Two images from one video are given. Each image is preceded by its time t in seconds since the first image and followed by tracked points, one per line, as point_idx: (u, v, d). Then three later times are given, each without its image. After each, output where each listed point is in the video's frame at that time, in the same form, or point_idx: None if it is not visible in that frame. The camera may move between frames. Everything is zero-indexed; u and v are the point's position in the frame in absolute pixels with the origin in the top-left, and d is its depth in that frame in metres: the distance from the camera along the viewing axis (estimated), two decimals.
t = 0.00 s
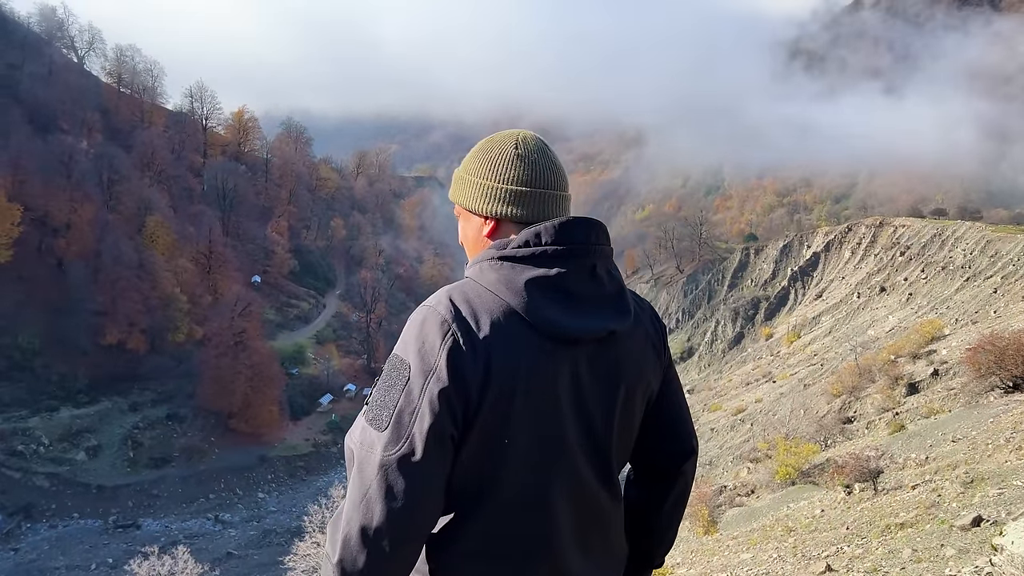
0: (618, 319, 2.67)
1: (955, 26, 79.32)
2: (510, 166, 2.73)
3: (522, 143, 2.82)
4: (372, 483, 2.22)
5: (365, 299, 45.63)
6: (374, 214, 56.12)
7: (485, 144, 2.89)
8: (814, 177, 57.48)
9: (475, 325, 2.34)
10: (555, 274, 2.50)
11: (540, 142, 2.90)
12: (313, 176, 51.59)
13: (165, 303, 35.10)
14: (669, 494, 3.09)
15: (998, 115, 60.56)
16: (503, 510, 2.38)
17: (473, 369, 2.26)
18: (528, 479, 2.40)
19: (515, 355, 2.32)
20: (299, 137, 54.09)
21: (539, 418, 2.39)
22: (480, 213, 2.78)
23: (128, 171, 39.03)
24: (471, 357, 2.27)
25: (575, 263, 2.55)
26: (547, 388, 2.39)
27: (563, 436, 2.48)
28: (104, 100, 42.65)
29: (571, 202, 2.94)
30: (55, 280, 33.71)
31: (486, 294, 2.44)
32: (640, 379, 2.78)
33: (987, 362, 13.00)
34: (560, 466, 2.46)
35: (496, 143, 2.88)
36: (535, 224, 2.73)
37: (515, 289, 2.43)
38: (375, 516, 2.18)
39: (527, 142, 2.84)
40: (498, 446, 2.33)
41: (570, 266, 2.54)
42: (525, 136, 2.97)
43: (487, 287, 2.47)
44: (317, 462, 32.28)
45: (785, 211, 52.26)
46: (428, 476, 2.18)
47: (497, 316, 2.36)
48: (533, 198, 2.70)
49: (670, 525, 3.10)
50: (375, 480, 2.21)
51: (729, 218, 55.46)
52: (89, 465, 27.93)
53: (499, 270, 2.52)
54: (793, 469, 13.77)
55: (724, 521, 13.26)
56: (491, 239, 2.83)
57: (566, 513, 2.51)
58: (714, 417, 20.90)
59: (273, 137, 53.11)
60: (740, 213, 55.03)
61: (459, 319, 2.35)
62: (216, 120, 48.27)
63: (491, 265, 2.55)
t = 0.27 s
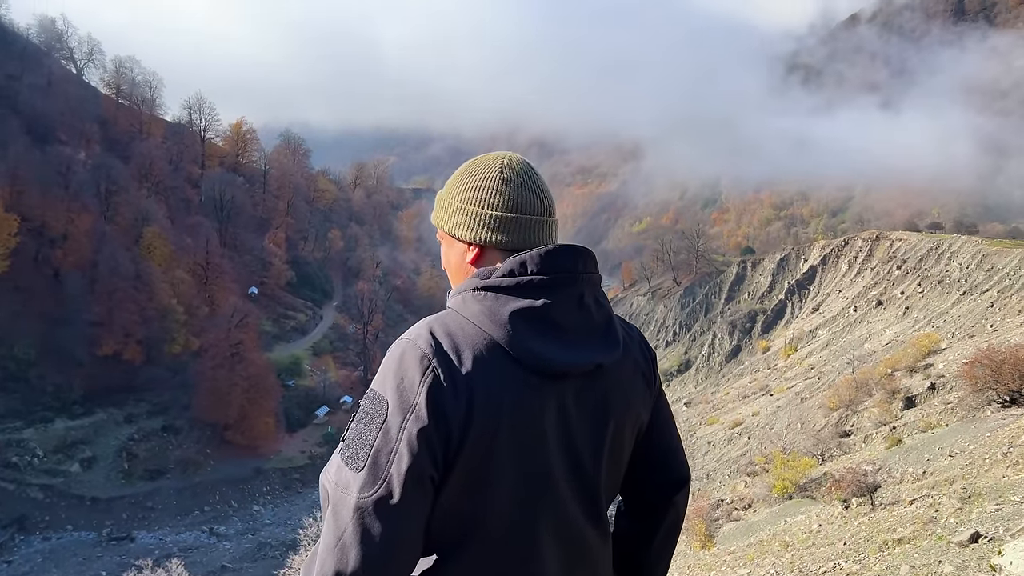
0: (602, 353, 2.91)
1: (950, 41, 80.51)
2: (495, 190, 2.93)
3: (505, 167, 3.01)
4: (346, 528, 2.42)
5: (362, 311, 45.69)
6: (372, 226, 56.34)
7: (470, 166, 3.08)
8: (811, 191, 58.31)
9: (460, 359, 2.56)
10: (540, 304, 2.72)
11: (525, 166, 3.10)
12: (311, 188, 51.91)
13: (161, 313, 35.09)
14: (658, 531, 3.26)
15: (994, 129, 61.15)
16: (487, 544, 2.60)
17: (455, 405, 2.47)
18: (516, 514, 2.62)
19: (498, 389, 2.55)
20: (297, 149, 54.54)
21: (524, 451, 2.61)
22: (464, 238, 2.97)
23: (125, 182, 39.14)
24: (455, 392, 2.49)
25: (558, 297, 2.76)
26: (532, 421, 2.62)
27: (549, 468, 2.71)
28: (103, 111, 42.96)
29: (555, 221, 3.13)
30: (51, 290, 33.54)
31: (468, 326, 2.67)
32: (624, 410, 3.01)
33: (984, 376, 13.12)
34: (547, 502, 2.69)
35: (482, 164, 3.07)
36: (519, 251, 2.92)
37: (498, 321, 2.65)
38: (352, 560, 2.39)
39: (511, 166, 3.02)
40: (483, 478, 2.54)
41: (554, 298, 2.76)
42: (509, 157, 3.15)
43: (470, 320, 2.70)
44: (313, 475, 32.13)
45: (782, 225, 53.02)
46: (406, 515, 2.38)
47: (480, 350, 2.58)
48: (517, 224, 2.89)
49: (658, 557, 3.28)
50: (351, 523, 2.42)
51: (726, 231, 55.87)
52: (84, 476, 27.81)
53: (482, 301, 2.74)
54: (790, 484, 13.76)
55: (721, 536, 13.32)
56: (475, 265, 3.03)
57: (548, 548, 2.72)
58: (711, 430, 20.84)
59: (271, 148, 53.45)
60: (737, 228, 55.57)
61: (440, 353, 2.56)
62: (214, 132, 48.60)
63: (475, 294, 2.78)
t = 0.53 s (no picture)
0: (589, 381, 2.98)
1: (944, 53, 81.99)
2: (473, 214, 2.94)
3: (484, 188, 3.02)
4: (326, 568, 2.50)
5: (356, 321, 45.65)
6: (367, 236, 56.36)
7: (447, 189, 3.10)
8: (807, 203, 59.02)
9: (443, 390, 2.63)
10: (525, 331, 2.78)
11: (506, 185, 3.10)
12: (306, 198, 51.93)
13: (155, 323, 34.72)
14: (645, 558, 3.34)
15: (988, 140, 61.74)
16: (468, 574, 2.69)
17: (437, 438, 2.55)
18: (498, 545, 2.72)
19: (482, 420, 2.62)
20: (293, 159, 54.68)
21: (507, 481, 2.69)
22: (444, 265, 3.01)
23: (120, 192, 38.87)
24: (437, 425, 2.57)
25: (541, 323, 2.82)
26: (516, 452, 2.70)
27: (532, 498, 2.80)
28: (97, 121, 42.69)
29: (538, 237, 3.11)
30: (44, 301, 33.37)
31: (450, 356, 2.74)
32: (610, 438, 3.09)
33: (978, 388, 13.25)
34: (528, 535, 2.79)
35: (461, 186, 3.09)
36: (500, 274, 2.94)
37: (481, 349, 2.72)
38: None
39: (489, 186, 3.03)
40: (466, 509, 2.62)
41: (537, 325, 2.83)
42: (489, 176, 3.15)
43: (453, 349, 2.77)
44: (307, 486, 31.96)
45: (777, 236, 54.30)
46: (386, 553, 2.46)
47: (462, 380, 2.65)
48: (495, 247, 2.90)
49: None
50: (330, 561, 2.51)
51: (721, 242, 56.23)
52: (75, 487, 27.70)
53: (465, 328, 2.81)
54: (785, 495, 13.74)
55: (716, 548, 13.32)
56: (454, 289, 3.07)
57: None
58: (706, 442, 20.81)
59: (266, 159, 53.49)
60: (733, 238, 56.48)
61: (421, 384, 2.64)
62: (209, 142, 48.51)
63: (457, 323, 2.85)
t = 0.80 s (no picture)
0: (572, 402, 3.01)
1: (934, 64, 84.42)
2: (452, 241, 3.13)
3: (461, 214, 3.21)
4: None
5: (349, 330, 45.63)
6: (360, 244, 56.41)
7: (427, 213, 3.29)
8: (799, 211, 62.41)
9: (424, 415, 2.64)
10: (505, 353, 2.79)
11: (485, 209, 3.28)
12: (299, 207, 51.88)
13: (146, 332, 34.61)
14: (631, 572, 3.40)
15: (978, 150, 63.42)
16: None
17: (418, 466, 2.55)
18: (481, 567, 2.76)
19: (463, 445, 2.63)
20: (286, 167, 54.77)
21: (489, 507, 2.70)
22: (422, 292, 3.20)
23: (111, 200, 38.37)
24: (417, 452, 2.57)
25: (523, 345, 2.83)
26: (499, 477, 2.71)
27: (515, 523, 2.82)
28: (90, 129, 42.35)
29: (516, 260, 3.31)
30: (35, 310, 32.79)
31: (430, 380, 2.75)
32: (595, 458, 3.10)
33: (970, 398, 13.31)
34: (512, 555, 2.82)
35: (441, 209, 3.27)
36: (477, 297, 3.13)
37: (462, 372, 2.74)
38: None
39: (466, 212, 3.21)
40: (448, 536, 2.63)
41: (519, 346, 2.84)
42: (469, 198, 3.33)
43: (433, 372, 2.78)
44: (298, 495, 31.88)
45: (769, 244, 57.48)
46: None
47: (442, 405, 2.66)
48: (471, 273, 3.08)
49: None
50: None
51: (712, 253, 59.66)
52: (65, 497, 27.56)
53: (445, 351, 2.84)
54: (777, 505, 13.74)
55: (709, 557, 13.36)
56: (427, 311, 3.30)
57: None
58: (699, 450, 20.83)
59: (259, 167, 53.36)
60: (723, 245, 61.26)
61: (400, 410, 2.65)
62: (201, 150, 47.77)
63: (436, 345, 2.87)
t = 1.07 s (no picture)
0: (551, 421, 2.98)
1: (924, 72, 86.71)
2: (428, 257, 3.20)
3: (439, 230, 3.26)
4: None
5: (340, 337, 45.53)
6: (351, 251, 56.37)
7: (405, 226, 3.34)
8: (788, 217, 65.37)
9: (395, 437, 2.63)
10: (481, 372, 2.78)
11: (464, 225, 3.34)
12: (290, 214, 51.70)
13: (136, 341, 33.91)
14: None
15: (967, 156, 64.71)
16: None
17: (388, 488, 2.55)
18: None
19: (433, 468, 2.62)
20: (276, 174, 54.74)
21: (464, 529, 2.70)
22: (398, 310, 3.29)
23: (101, 207, 36.98)
24: (388, 474, 2.57)
25: (499, 363, 2.83)
26: (473, 498, 2.70)
27: (491, 544, 2.81)
28: (79, 135, 41.66)
29: (494, 274, 3.38)
30: (23, 318, 32.38)
31: (402, 400, 2.75)
32: (573, 477, 3.08)
33: (960, 405, 13.37)
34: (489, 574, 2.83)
35: (419, 223, 3.32)
36: (454, 314, 3.22)
37: (435, 392, 2.73)
38: None
39: (444, 229, 3.26)
40: (420, 557, 2.64)
41: (495, 364, 2.83)
42: (448, 211, 3.38)
43: (406, 392, 2.78)
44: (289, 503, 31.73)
45: (760, 252, 58.69)
46: None
47: (415, 425, 2.65)
48: (449, 290, 3.16)
49: None
50: None
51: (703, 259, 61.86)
52: (53, 506, 27.41)
53: (419, 370, 2.83)
54: (769, 512, 13.74)
55: (701, 565, 13.34)
56: (403, 327, 3.41)
57: None
58: (690, 458, 20.81)
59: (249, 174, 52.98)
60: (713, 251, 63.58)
61: (372, 431, 2.65)
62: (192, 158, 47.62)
63: (411, 363, 2.87)
